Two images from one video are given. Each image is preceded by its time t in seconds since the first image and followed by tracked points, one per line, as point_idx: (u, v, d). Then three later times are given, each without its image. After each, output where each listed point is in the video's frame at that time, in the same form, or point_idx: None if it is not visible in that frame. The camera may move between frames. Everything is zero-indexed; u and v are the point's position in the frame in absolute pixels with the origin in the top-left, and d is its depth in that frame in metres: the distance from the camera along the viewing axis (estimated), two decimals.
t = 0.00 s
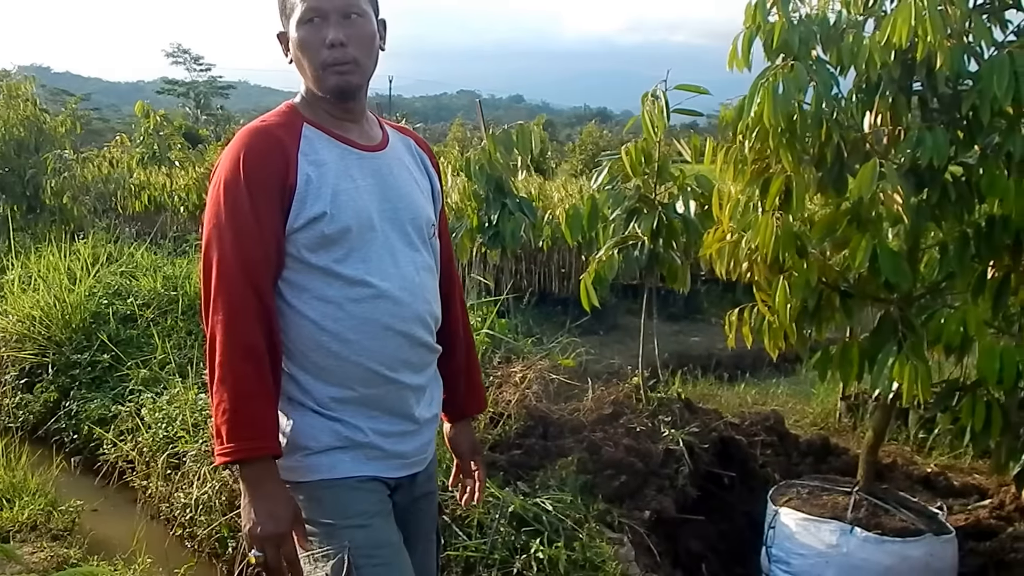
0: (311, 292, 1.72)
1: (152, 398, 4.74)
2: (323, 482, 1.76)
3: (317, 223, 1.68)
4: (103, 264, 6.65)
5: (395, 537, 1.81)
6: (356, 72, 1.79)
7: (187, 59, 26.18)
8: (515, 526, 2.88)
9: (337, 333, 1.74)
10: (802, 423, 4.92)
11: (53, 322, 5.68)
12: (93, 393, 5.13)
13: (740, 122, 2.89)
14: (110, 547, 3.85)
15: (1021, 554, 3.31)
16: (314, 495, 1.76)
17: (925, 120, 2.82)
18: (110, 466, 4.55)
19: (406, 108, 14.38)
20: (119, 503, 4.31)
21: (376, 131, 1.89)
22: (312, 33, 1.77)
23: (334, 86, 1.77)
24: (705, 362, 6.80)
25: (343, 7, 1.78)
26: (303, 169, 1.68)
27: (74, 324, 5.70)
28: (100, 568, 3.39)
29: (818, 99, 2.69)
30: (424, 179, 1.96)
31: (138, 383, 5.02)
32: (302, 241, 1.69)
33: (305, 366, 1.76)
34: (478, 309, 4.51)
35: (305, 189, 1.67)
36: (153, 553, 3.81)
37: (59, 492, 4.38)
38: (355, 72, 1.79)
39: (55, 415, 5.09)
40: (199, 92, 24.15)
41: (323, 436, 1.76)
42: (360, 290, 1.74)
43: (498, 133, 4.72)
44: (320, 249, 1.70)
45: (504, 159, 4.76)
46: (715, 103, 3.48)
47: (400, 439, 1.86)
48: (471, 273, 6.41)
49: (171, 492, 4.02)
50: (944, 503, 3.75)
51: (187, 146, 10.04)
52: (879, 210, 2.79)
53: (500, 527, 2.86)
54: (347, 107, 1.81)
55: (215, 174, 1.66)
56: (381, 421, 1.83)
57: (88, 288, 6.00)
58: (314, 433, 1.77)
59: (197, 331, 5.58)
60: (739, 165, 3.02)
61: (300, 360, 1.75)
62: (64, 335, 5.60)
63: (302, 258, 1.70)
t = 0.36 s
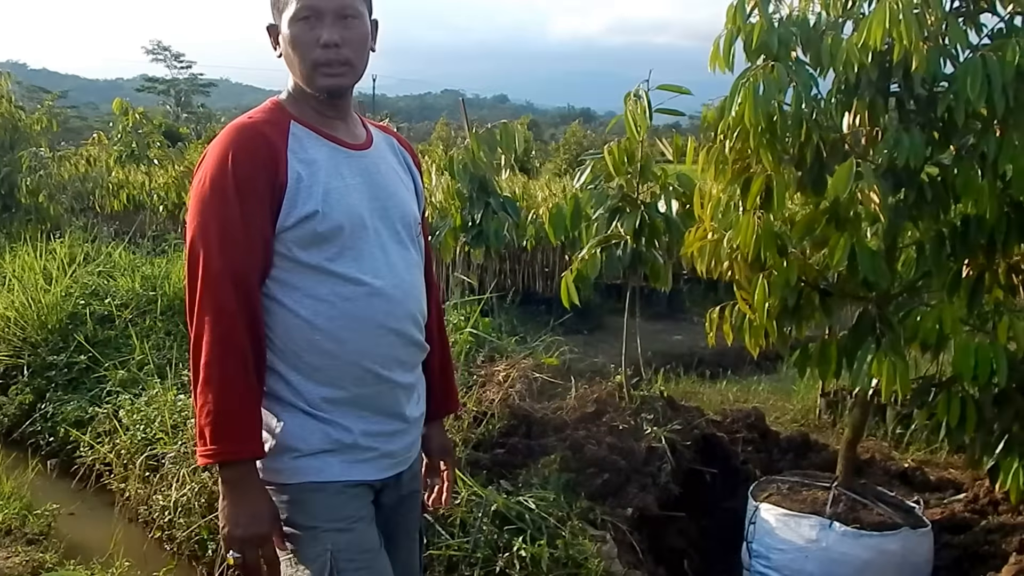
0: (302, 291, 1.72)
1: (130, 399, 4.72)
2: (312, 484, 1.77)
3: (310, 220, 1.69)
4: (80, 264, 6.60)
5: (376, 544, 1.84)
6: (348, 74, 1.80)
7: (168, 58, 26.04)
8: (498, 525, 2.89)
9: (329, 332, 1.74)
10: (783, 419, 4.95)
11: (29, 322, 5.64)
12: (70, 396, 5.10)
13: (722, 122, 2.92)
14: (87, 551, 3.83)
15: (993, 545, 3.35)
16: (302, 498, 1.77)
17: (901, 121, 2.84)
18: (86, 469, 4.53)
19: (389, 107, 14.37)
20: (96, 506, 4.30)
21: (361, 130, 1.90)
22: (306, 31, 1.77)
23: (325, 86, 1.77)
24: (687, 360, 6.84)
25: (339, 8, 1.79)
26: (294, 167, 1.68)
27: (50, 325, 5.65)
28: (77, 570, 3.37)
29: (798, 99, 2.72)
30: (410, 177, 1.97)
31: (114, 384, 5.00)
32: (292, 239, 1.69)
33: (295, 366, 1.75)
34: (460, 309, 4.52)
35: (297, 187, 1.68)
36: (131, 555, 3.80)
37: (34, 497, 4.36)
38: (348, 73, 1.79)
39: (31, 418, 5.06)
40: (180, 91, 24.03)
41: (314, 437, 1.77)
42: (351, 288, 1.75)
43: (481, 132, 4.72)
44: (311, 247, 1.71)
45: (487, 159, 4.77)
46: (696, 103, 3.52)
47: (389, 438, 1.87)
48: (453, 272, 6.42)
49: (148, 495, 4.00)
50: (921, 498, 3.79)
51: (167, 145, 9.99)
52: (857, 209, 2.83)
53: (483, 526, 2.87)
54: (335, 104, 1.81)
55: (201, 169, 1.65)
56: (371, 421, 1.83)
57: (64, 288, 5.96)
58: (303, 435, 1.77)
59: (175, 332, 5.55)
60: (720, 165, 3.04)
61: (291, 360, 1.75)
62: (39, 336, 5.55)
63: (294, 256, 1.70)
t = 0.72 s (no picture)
0: (292, 291, 1.72)
1: (103, 403, 4.71)
2: (302, 488, 1.78)
3: (300, 219, 1.70)
4: (52, 264, 6.57)
5: (366, 546, 1.87)
6: (336, 70, 1.82)
7: (147, 57, 25.89)
8: (478, 524, 2.92)
9: (318, 332, 1.75)
10: (762, 416, 5.00)
11: None
12: (41, 399, 5.07)
13: (700, 123, 2.97)
14: (59, 557, 3.79)
15: (962, 536, 3.40)
16: (293, 503, 1.78)
17: (875, 123, 2.89)
18: (58, 474, 4.49)
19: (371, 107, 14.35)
20: (68, 512, 4.26)
21: (342, 131, 1.91)
22: (296, 26, 1.78)
23: (312, 84, 1.78)
24: (668, 358, 6.88)
25: (331, 6, 1.80)
26: (284, 165, 1.69)
27: (19, 326, 5.62)
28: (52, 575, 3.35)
29: (775, 100, 2.77)
30: (388, 179, 2.00)
31: (87, 387, 4.98)
32: (282, 238, 1.69)
33: (283, 369, 1.75)
34: (441, 309, 4.54)
35: (288, 184, 1.69)
36: (102, 561, 3.77)
37: (3, 503, 4.30)
38: (334, 71, 1.81)
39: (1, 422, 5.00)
40: (158, 90, 23.88)
41: (302, 439, 1.78)
42: (341, 288, 1.76)
43: (461, 131, 4.73)
44: (301, 246, 1.71)
45: (468, 159, 4.79)
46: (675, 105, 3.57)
47: (375, 440, 1.89)
48: (433, 271, 6.44)
49: (122, 500, 3.98)
50: (895, 492, 3.84)
51: (144, 144, 9.94)
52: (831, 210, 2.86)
53: (462, 525, 2.89)
54: (318, 102, 1.82)
55: (186, 168, 1.62)
56: (358, 422, 1.85)
57: (35, 288, 5.93)
58: (291, 439, 1.78)
59: (150, 333, 5.54)
60: (700, 165, 3.08)
61: (280, 362, 1.75)
62: (8, 339, 5.52)
63: (284, 256, 1.70)
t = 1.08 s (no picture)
0: (268, 290, 1.73)
1: (71, 408, 4.72)
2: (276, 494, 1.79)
3: (277, 217, 1.70)
4: (20, 266, 6.56)
5: (341, 552, 1.89)
6: (318, 83, 1.82)
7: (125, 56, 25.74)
8: (455, 525, 2.94)
9: (293, 332, 1.76)
10: (740, 414, 5.05)
11: None
12: (8, 405, 5.05)
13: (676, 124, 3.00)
14: (26, 566, 3.78)
15: (931, 529, 3.46)
16: (267, 510, 1.78)
17: (847, 125, 2.91)
18: (25, 482, 4.45)
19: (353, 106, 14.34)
20: (37, 519, 4.22)
21: (318, 133, 1.93)
22: (286, 32, 1.76)
23: (294, 93, 1.78)
24: (649, 357, 6.93)
25: (322, 17, 1.79)
26: (261, 163, 1.69)
27: None
28: None
29: (750, 102, 2.81)
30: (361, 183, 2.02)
31: (57, 393, 4.99)
32: (258, 236, 1.69)
33: (257, 369, 1.76)
34: (420, 310, 4.57)
35: (265, 182, 1.68)
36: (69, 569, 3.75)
37: None
38: (317, 83, 1.81)
39: None
40: (137, 89, 23.73)
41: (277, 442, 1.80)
42: (316, 289, 1.77)
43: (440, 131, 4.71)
44: (277, 244, 1.72)
45: (447, 159, 4.80)
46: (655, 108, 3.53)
47: (348, 443, 1.93)
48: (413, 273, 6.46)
49: (92, 506, 3.96)
50: (867, 487, 3.90)
51: (117, 143, 9.88)
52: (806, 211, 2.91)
53: (440, 526, 2.91)
54: (299, 108, 1.83)
55: (159, 157, 1.62)
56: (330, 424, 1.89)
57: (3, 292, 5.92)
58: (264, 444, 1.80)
59: (121, 336, 5.54)
60: (676, 167, 3.10)
61: (254, 362, 1.75)
62: None
63: (260, 255, 1.71)
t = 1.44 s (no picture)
0: (239, 293, 1.71)
1: (46, 411, 4.65)
2: (247, 497, 1.76)
3: (249, 220, 1.68)
4: None
5: (313, 557, 1.86)
6: (297, 86, 1.78)
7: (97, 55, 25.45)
8: (430, 527, 2.92)
9: (265, 335, 1.74)
10: (715, 415, 5.07)
11: None
12: None
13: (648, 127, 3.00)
14: None
15: (904, 529, 3.48)
16: (238, 513, 1.76)
17: (819, 127, 2.92)
18: None
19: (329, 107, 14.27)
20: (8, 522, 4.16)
21: (294, 136, 1.90)
22: (269, 34, 1.72)
23: (273, 93, 1.75)
24: (626, 359, 6.94)
25: (307, 22, 1.76)
26: (234, 165, 1.66)
27: None
28: None
29: (722, 104, 2.82)
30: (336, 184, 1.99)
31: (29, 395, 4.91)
32: (229, 239, 1.67)
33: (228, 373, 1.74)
34: (394, 312, 4.55)
35: (238, 185, 1.66)
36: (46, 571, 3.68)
37: None
38: (297, 85, 1.78)
39: None
40: (109, 89, 23.48)
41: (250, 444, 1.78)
42: (290, 292, 1.75)
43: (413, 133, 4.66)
44: (248, 248, 1.69)
45: (421, 161, 4.78)
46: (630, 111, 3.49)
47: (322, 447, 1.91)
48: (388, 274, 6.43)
49: (65, 510, 3.91)
50: (840, 487, 3.93)
51: (89, 143, 9.76)
52: (779, 212, 2.94)
53: (414, 528, 2.89)
54: (276, 110, 1.80)
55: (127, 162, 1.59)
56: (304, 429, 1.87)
57: None
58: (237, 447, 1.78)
59: (95, 339, 5.48)
60: (650, 168, 3.10)
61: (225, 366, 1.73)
62: None
63: (231, 259, 1.68)
